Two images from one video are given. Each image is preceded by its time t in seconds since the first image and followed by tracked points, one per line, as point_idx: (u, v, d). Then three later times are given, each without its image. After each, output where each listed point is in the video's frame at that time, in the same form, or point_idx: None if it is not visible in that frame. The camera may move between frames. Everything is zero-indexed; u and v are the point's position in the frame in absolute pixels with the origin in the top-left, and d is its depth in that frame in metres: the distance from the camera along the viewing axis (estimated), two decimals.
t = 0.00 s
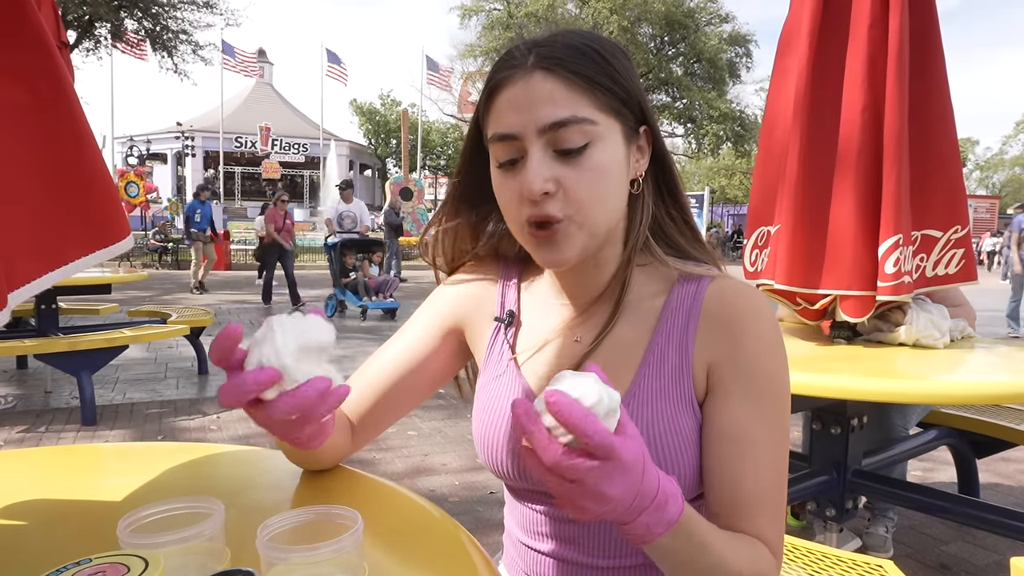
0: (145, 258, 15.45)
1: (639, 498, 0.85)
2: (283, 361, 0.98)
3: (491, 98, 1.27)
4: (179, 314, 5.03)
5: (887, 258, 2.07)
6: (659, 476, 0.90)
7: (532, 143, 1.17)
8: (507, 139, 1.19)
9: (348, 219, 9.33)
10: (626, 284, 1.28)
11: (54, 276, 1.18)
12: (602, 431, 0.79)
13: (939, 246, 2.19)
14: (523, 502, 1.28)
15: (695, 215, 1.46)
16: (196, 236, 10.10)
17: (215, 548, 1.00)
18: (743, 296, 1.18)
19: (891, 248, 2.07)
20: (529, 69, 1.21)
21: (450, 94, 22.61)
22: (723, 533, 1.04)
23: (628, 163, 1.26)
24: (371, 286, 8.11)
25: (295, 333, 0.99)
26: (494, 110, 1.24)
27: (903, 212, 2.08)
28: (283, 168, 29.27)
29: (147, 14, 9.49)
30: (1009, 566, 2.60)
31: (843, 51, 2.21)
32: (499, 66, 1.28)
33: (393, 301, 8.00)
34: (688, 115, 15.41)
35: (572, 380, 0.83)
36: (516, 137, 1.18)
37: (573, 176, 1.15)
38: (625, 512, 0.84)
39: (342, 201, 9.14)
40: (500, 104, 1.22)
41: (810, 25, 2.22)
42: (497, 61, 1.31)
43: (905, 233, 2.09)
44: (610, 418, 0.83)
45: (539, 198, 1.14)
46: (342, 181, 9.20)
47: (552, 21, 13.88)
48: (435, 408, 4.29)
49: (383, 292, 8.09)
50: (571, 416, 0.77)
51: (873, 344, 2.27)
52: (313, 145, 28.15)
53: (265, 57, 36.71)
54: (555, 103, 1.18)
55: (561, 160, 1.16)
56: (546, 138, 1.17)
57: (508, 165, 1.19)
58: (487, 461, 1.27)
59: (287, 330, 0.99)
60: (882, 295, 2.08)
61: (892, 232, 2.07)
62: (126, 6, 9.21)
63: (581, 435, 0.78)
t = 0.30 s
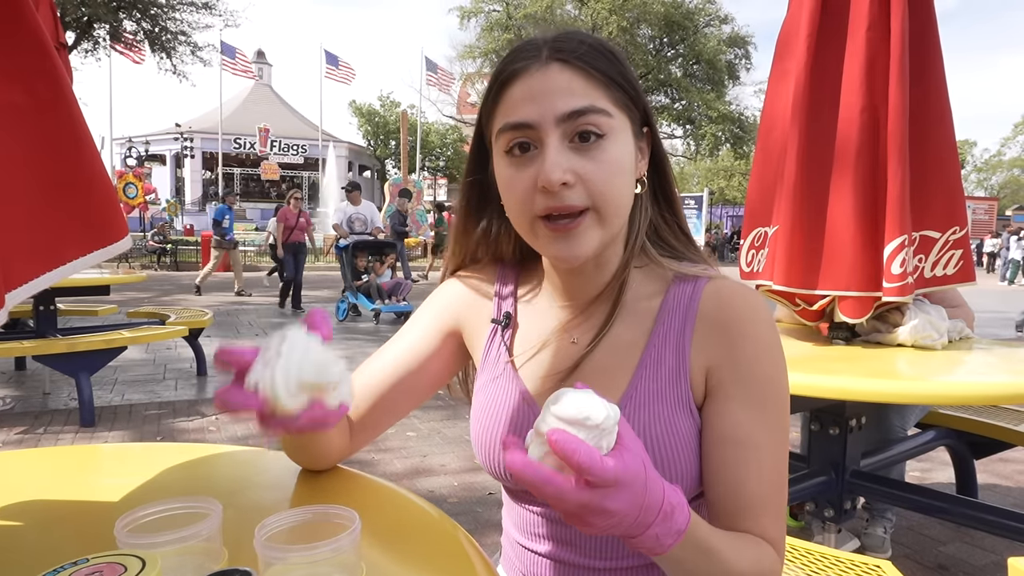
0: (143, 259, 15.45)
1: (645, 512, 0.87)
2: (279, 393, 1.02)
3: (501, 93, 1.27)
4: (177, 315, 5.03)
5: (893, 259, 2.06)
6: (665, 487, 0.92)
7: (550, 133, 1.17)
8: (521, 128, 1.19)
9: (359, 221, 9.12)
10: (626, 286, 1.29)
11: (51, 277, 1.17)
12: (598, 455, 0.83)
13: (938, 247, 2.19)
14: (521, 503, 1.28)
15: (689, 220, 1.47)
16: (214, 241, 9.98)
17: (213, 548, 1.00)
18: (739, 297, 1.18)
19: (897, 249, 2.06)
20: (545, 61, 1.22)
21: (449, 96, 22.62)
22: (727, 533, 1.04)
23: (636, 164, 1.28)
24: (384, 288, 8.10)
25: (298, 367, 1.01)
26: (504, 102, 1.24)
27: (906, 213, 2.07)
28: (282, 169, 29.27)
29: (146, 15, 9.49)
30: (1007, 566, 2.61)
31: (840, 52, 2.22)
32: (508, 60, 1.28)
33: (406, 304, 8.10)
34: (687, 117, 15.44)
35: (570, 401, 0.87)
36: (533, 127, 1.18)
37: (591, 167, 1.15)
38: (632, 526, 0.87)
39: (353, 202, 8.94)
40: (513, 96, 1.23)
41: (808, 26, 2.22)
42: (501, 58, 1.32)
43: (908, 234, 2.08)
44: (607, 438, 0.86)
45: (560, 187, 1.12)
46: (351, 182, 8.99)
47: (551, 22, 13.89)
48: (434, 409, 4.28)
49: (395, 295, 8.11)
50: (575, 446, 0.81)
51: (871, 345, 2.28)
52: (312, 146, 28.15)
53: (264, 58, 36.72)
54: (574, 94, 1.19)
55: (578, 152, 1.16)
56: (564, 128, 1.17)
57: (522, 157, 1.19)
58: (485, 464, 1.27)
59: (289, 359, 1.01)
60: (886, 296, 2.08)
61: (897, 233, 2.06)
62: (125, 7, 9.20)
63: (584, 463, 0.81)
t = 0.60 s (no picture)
0: (139, 258, 15.41)
1: (657, 522, 0.89)
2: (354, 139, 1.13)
3: (484, 91, 1.27)
4: (174, 314, 5.02)
5: (887, 258, 2.07)
6: (675, 494, 0.94)
7: (533, 132, 1.18)
8: (505, 127, 1.20)
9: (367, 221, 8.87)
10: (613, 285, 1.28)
11: (42, 276, 1.17)
12: (609, 473, 0.85)
13: (933, 246, 2.20)
14: (514, 503, 1.28)
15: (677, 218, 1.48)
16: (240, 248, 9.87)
17: (207, 547, 1.00)
18: (728, 291, 1.19)
19: (892, 248, 2.06)
20: (528, 59, 1.23)
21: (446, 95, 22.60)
22: (736, 528, 1.07)
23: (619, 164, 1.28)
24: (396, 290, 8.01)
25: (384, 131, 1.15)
26: (489, 101, 1.24)
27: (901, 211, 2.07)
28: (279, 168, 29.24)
29: (142, 14, 9.47)
30: (1002, 564, 2.62)
31: (838, 50, 2.22)
32: (493, 58, 1.28)
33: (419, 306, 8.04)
34: (684, 116, 15.50)
35: (587, 410, 0.87)
36: (516, 126, 1.19)
37: (572, 166, 1.15)
38: (644, 536, 0.89)
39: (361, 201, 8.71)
40: (498, 94, 1.23)
41: (805, 25, 2.23)
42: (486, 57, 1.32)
43: (902, 233, 2.09)
44: (619, 451, 0.87)
45: (541, 186, 1.13)
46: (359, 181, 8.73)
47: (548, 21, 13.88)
48: (431, 408, 4.28)
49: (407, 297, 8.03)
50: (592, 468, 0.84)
51: (867, 343, 2.28)
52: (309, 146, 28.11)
53: (260, 57, 36.66)
54: (556, 93, 1.20)
55: (560, 151, 1.16)
56: (548, 127, 1.18)
57: (505, 155, 1.20)
58: (477, 462, 1.27)
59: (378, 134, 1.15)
60: (881, 295, 2.08)
61: (892, 232, 2.07)
62: (121, 6, 9.18)
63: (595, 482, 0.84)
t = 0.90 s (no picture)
0: (134, 255, 15.36)
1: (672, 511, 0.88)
2: (214, 223, 0.97)
3: (468, 92, 1.27)
4: (169, 312, 5.01)
5: (876, 254, 2.08)
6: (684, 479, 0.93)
7: (519, 133, 1.17)
8: (490, 128, 1.19)
9: (381, 216, 8.59)
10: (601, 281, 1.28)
11: (35, 271, 1.18)
12: (624, 469, 0.82)
13: (927, 242, 2.20)
14: (507, 500, 1.28)
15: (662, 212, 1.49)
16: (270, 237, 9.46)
17: (199, 544, 1.00)
18: (716, 285, 1.20)
19: (880, 244, 2.07)
20: (512, 59, 1.23)
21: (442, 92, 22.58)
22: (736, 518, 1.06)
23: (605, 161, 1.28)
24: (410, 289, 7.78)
25: (240, 199, 0.98)
26: (472, 101, 1.24)
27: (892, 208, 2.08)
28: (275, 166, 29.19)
29: (137, 11, 9.43)
30: (996, 559, 2.63)
31: (830, 48, 2.22)
32: (476, 57, 1.28)
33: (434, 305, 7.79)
34: (680, 113, 15.54)
35: (590, 393, 0.85)
36: (501, 127, 1.18)
37: (560, 166, 1.15)
38: (664, 527, 0.87)
39: (375, 196, 8.39)
40: (482, 93, 1.23)
41: (797, 21, 2.23)
42: (468, 57, 1.32)
43: (893, 229, 2.09)
44: (625, 433, 0.84)
45: (530, 187, 1.13)
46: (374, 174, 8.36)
47: (544, 18, 13.88)
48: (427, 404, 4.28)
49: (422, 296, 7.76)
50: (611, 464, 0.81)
51: (862, 339, 2.29)
52: (305, 143, 28.06)
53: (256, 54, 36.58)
54: (541, 93, 1.20)
55: (547, 151, 1.16)
56: (533, 128, 1.18)
57: (491, 156, 1.19)
58: (469, 458, 1.27)
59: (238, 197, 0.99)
60: (869, 291, 2.09)
61: (882, 228, 2.07)
62: (115, 3, 9.15)
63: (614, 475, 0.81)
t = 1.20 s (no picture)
0: (134, 252, 15.36)
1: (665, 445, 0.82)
2: (209, 220, 0.96)
3: (472, 87, 1.27)
4: (168, 309, 5.00)
5: (878, 253, 2.07)
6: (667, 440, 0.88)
7: (524, 127, 1.17)
8: (494, 123, 1.19)
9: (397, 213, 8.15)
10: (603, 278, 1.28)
11: (34, 267, 1.18)
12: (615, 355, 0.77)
13: (926, 241, 2.20)
14: (508, 498, 1.28)
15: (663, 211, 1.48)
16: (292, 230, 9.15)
17: (199, 541, 1.00)
18: (717, 283, 1.19)
19: (883, 242, 2.07)
20: (516, 55, 1.23)
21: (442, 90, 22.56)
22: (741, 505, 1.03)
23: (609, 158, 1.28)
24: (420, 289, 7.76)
25: (236, 196, 0.98)
26: (476, 96, 1.24)
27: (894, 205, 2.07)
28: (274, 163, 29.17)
29: (136, 7, 9.42)
30: (996, 558, 2.63)
31: (831, 47, 2.22)
32: (478, 54, 1.28)
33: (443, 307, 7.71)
34: (680, 112, 15.54)
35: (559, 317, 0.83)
36: (506, 122, 1.18)
37: (565, 161, 1.15)
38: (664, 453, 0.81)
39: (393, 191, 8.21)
40: (486, 89, 1.23)
41: (799, 19, 2.22)
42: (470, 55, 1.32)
43: (896, 228, 2.09)
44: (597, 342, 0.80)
45: (535, 181, 1.12)
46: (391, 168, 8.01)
47: (544, 16, 13.85)
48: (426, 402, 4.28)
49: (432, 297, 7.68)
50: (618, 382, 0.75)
51: (862, 338, 2.29)
52: (305, 140, 28.03)
53: (256, 52, 36.55)
54: (546, 88, 1.19)
55: (552, 146, 1.16)
56: (537, 123, 1.18)
57: (495, 151, 1.19)
58: (470, 456, 1.27)
59: (234, 194, 0.99)
60: (872, 289, 2.08)
61: (885, 226, 2.06)
62: None
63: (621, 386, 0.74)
